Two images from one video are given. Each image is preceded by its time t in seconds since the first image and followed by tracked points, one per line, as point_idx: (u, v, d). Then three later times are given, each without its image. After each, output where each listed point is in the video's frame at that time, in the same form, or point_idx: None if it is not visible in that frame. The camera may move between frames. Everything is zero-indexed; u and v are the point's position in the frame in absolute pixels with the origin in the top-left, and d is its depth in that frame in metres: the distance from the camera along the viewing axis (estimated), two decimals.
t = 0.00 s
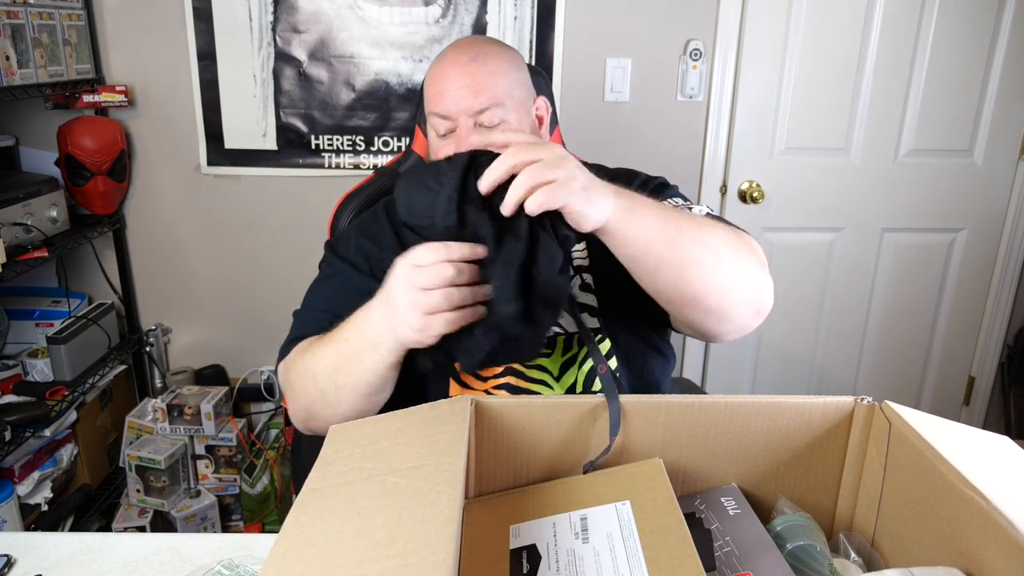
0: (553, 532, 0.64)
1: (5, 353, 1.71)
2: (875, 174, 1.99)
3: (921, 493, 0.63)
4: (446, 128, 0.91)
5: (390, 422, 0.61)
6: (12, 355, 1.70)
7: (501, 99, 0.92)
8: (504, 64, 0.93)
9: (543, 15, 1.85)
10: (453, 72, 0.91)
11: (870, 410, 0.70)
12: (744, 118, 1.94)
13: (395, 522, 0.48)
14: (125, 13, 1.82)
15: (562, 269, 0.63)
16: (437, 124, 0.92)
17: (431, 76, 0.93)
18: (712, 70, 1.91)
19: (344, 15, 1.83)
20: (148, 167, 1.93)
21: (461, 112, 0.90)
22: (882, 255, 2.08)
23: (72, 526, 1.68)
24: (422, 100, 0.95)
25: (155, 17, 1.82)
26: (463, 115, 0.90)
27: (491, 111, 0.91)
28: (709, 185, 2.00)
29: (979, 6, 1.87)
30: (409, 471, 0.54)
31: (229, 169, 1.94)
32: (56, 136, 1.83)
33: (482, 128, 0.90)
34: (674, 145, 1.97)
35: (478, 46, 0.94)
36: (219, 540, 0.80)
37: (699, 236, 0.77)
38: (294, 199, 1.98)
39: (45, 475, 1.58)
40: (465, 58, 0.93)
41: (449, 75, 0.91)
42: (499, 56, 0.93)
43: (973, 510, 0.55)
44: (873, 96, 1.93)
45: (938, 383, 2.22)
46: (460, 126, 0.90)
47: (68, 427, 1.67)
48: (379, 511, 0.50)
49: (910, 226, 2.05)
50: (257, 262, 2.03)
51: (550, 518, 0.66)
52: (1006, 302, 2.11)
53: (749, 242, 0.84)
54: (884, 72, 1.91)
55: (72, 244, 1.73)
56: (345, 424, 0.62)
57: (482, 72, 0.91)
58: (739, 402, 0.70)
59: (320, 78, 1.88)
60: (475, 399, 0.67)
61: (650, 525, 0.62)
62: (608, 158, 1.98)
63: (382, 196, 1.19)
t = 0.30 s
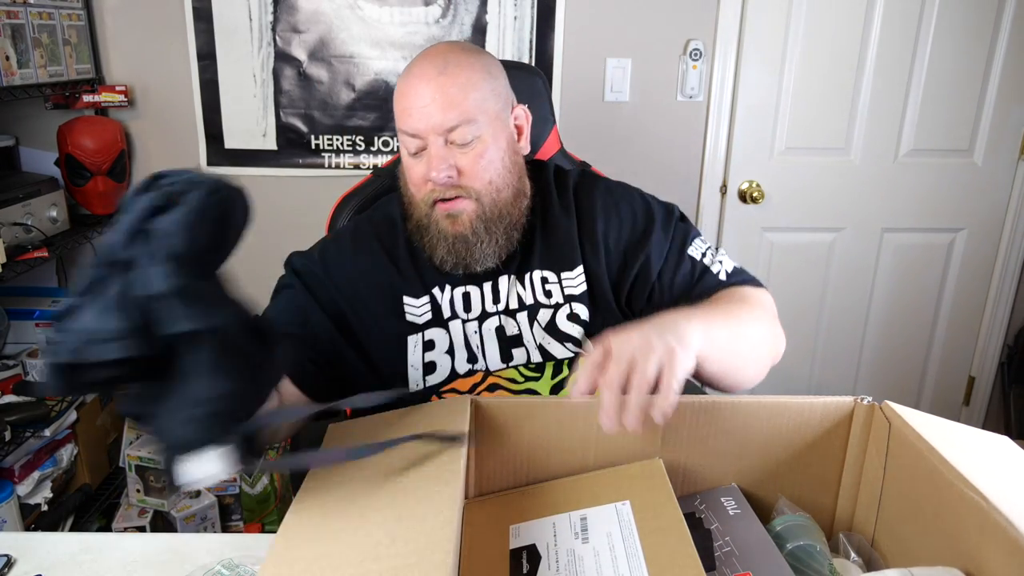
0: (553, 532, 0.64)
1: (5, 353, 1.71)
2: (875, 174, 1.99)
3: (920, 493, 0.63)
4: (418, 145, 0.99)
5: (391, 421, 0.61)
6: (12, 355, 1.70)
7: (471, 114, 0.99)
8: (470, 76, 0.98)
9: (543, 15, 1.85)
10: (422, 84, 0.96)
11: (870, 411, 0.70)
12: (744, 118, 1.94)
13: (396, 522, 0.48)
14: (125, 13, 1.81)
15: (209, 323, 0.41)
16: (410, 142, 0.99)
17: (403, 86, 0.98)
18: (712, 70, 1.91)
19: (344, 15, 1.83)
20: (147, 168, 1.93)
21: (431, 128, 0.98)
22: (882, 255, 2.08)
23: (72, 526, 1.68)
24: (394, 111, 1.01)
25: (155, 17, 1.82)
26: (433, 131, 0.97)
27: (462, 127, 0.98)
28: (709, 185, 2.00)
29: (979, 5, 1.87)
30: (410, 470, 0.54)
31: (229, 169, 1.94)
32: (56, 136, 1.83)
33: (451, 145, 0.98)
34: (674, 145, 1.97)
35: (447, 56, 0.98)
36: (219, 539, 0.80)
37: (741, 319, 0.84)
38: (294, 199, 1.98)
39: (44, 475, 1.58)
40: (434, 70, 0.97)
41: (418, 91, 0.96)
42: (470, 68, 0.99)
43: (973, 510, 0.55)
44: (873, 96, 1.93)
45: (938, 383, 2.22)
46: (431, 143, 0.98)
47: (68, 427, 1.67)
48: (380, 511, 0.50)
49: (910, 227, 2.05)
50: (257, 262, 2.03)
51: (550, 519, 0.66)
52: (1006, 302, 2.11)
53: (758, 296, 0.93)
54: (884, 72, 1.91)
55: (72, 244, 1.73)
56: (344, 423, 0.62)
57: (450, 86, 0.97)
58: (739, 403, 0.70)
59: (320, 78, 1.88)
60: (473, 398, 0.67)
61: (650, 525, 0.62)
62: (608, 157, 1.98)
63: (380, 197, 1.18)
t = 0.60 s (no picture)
0: (553, 532, 0.64)
1: (5, 353, 1.71)
2: (875, 175, 1.99)
3: (920, 493, 0.63)
4: (407, 159, 0.98)
5: (391, 421, 0.61)
6: (12, 355, 1.70)
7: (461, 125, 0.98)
8: (460, 87, 0.97)
9: (543, 15, 1.85)
10: (411, 97, 0.95)
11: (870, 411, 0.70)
12: (744, 118, 1.94)
13: (396, 521, 0.48)
14: (124, 13, 1.81)
15: None
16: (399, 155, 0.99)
17: (391, 98, 0.97)
18: (712, 70, 1.91)
19: (344, 15, 1.83)
20: (147, 168, 1.93)
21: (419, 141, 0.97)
22: (882, 255, 2.08)
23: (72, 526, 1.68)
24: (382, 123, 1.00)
25: (155, 17, 1.82)
26: (422, 145, 0.97)
27: (453, 140, 0.97)
28: (709, 185, 2.00)
29: (979, 5, 1.87)
30: (410, 470, 0.54)
31: (229, 169, 1.94)
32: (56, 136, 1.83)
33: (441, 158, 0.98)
34: (674, 145, 1.97)
35: (436, 67, 0.97)
36: (219, 539, 0.80)
37: (732, 348, 0.91)
38: (294, 199, 1.98)
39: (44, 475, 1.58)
40: (422, 82, 0.96)
41: (406, 104, 0.95)
42: (460, 78, 0.98)
43: (972, 510, 0.55)
44: (873, 97, 1.93)
45: (938, 383, 2.22)
46: (421, 157, 0.97)
47: (68, 427, 1.67)
48: (379, 511, 0.50)
49: (910, 227, 2.05)
50: (257, 262, 2.03)
51: (550, 519, 0.66)
52: (1006, 302, 2.11)
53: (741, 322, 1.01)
54: (884, 72, 1.91)
55: (72, 244, 1.73)
56: (344, 423, 0.62)
57: (438, 98, 0.96)
58: (739, 404, 0.70)
59: (320, 78, 1.88)
60: (473, 398, 0.67)
61: (650, 524, 0.62)
62: (608, 157, 1.98)
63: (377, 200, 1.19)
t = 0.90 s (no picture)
0: (553, 532, 0.64)
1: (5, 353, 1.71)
2: (875, 175, 1.99)
3: (921, 492, 0.63)
4: (430, 156, 0.96)
5: (391, 422, 0.61)
6: (12, 355, 1.70)
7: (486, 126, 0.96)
8: (488, 87, 0.95)
9: (543, 15, 1.85)
10: (435, 95, 0.94)
11: (870, 412, 0.70)
12: (744, 118, 1.94)
13: (395, 523, 0.48)
14: (125, 13, 1.81)
15: None
16: (423, 152, 0.97)
17: (416, 94, 0.95)
18: (712, 70, 1.91)
19: (344, 15, 1.83)
20: (147, 168, 1.93)
21: (443, 139, 0.95)
22: (882, 255, 2.08)
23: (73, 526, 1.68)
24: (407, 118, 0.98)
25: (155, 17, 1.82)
26: (446, 143, 0.95)
27: (476, 140, 0.95)
28: (709, 185, 2.01)
29: (979, 5, 1.87)
30: (409, 471, 0.54)
31: (229, 169, 1.94)
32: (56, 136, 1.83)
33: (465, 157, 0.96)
34: (674, 145, 1.98)
35: (464, 66, 0.95)
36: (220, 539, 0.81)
37: (740, 358, 0.91)
38: (294, 199, 1.98)
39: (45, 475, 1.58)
40: (448, 80, 0.94)
41: (431, 101, 0.94)
42: (487, 78, 0.96)
43: (972, 509, 0.55)
44: (873, 97, 1.93)
45: (938, 383, 2.22)
46: (444, 155, 0.96)
47: (68, 427, 1.67)
48: (379, 511, 0.50)
49: (910, 226, 2.05)
50: (257, 262, 2.03)
51: (550, 518, 0.66)
52: (1006, 301, 2.11)
53: (751, 334, 1.00)
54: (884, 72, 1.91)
55: (72, 244, 1.73)
56: (345, 425, 0.62)
57: (465, 97, 0.94)
58: (741, 404, 0.70)
59: (319, 78, 1.88)
60: (473, 399, 0.67)
61: (649, 525, 0.62)
62: (608, 157, 1.98)
63: (381, 199, 1.19)
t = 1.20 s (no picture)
0: (553, 533, 0.64)
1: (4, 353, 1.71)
2: (875, 175, 1.99)
3: (920, 491, 0.63)
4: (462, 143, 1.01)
5: (392, 422, 0.61)
6: (12, 355, 1.70)
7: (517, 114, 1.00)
8: (520, 78, 1.00)
9: (543, 15, 1.85)
10: (469, 85, 0.98)
11: (869, 412, 0.70)
12: (744, 119, 1.94)
13: (395, 523, 0.48)
14: (125, 13, 1.81)
15: None
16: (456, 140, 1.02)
17: (451, 86, 1.00)
18: (712, 70, 1.91)
19: (344, 15, 1.83)
20: (148, 168, 1.93)
21: (475, 127, 0.99)
22: (882, 255, 2.08)
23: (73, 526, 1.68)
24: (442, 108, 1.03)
25: (155, 17, 1.82)
26: (477, 130, 0.99)
27: (505, 128, 1.00)
28: (709, 185, 2.00)
29: (978, 5, 1.87)
30: (410, 471, 0.54)
31: (230, 169, 1.94)
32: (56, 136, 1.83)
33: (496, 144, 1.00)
34: (674, 145, 1.98)
35: (497, 58, 1.00)
36: (220, 539, 0.80)
37: (729, 364, 0.89)
38: (295, 199, 1.98)
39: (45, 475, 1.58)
40: (482, 71, 0.99)
41: (466, 90, 0.98)
42: (518, 70, 1.00)
43: (972, 509, 0.55)
44: (873, 97, 1.93)
45: (938, 384, 2.22)
46: (475, 142, 1.00)
47: (68, 427, 1.67)
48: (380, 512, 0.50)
49: (910, 227, 2.05)
50: (257, 262, 2.03)
51: (550, 518, 0.66)
52: (1006, 301, 2.11)
53: (754, 342, 0.95)
54: (884, 72, 1.91)
55: (72, 244, 1.73)
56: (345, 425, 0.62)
57: (497, 87, 0.98)
58: (741, 404, 0.69)
59: (320, 78, 1.88)
60: (473, 398, 0.67)
61: (649, 525, 0.62)
62: (608, 157, 1.98)
63: (397, 194, 1.20)
